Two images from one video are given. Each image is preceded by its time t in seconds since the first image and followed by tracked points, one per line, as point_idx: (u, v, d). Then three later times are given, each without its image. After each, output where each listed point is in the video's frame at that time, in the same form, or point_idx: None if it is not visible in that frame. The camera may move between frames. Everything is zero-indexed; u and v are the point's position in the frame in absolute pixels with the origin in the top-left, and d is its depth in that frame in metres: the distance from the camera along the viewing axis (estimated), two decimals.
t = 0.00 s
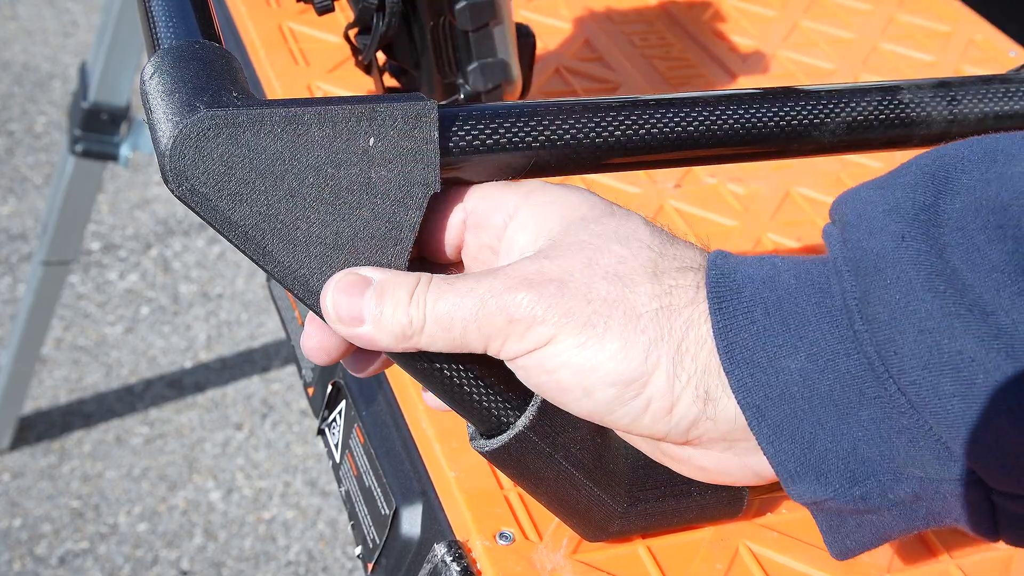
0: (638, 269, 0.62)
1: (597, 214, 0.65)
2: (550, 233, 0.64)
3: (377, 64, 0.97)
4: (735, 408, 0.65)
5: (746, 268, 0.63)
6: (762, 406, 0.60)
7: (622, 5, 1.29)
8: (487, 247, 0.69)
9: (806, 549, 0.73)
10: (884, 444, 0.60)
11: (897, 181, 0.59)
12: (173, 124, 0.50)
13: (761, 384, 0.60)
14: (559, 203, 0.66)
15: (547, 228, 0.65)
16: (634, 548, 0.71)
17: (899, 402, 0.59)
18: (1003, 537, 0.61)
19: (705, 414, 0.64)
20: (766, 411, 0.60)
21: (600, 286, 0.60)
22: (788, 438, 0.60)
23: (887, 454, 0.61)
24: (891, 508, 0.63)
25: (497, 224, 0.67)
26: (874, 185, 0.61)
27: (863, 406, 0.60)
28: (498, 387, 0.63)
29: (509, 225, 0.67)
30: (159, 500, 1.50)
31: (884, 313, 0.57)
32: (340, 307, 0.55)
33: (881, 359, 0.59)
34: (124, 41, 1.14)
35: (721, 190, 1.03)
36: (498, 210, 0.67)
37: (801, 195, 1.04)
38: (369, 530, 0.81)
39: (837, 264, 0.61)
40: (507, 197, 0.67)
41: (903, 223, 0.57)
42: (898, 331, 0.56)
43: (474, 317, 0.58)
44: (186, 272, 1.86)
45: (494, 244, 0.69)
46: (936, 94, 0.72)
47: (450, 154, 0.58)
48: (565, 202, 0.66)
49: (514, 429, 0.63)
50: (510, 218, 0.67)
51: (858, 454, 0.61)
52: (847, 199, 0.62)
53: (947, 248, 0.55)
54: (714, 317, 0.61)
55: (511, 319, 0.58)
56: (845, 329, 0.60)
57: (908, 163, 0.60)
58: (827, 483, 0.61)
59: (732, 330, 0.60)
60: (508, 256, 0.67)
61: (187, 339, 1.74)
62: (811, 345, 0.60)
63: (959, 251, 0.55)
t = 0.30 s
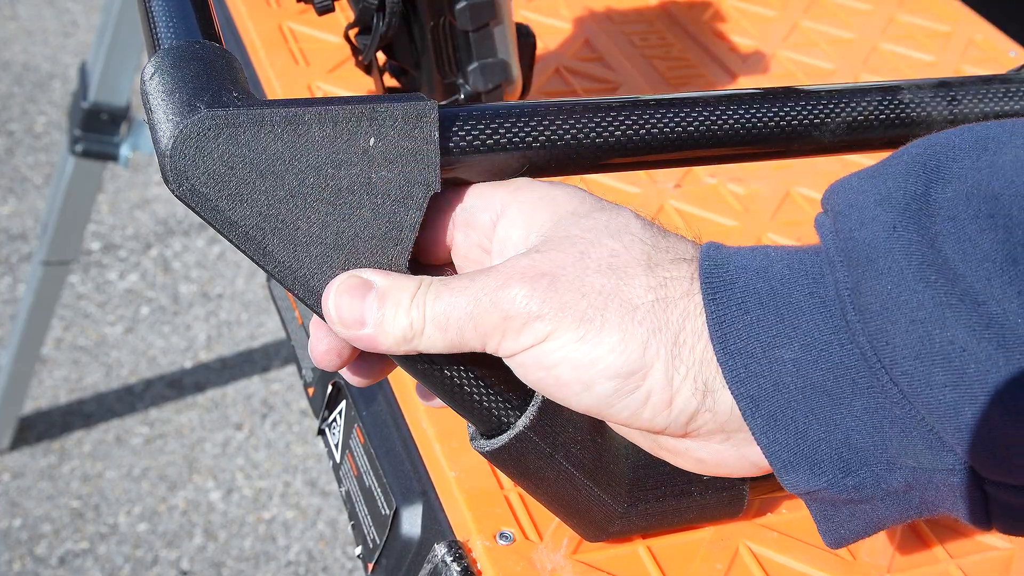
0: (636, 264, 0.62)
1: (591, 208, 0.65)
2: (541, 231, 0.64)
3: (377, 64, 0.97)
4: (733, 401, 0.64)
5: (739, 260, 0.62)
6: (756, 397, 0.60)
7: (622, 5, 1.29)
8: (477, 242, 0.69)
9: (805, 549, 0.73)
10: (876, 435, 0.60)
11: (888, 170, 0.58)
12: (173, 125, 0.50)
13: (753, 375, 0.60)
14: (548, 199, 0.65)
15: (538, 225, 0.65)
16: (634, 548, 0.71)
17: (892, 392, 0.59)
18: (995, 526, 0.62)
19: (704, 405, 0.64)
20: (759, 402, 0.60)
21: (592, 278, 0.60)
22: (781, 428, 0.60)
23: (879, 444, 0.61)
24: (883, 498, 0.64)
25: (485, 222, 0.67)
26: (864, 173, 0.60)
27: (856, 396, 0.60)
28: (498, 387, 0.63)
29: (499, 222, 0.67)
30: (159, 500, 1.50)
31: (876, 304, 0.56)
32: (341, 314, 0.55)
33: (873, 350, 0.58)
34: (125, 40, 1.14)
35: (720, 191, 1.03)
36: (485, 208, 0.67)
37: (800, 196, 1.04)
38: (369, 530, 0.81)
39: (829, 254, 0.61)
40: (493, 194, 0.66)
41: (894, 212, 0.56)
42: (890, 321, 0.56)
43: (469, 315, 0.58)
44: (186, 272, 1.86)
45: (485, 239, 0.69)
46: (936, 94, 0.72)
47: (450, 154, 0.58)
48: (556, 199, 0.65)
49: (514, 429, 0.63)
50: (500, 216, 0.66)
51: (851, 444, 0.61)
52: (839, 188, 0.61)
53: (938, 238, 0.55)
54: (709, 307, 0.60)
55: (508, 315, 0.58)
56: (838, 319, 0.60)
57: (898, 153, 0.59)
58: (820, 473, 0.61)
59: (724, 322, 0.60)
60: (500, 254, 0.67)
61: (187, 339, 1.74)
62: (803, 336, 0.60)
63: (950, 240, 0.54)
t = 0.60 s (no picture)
0: (635, 268, 0.62)
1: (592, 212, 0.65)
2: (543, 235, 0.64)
3: (377, 64, 0.97)
4: (732, 408, 0.64)
5: (743, 269, 0.62)
6: (758, 404, 0.60)
7: (621, 5, 1.29)
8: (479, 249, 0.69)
9: (806, 549, 0.73)
10: (878, 442, 0.61)
11: (891, 175, 0.59)
12: (173, 125, 0.50)
13: (755, 382, 0.60)
14: (549, 204, 0.66)
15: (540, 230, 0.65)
16: (634, 548, 0.71)
17: (894, 400, 0.59)
18: (1003, 530, 0.61)
19: (705, 410, 0.64)
20: (761, 409, 0.60)
21: (590, 284, 0.60)
22: (784, 435, 0.60)
23: (883, 450, 0.61)
24: (885, 505, 0.64)
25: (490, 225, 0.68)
26: (867, 180, 0.60)
27: (859, 403, 0.60)
28: (499, 387, 0.63)
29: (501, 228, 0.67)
30: (159, 501, 1.50)
31: (876, 311, 0.56)
32: (341, 313, 0.55)
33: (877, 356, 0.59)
34: (125, 40, 1.14)
35: (720, 191, 1.03)
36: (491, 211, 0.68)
37: (800, 197, 1.04)
38: (369, 529, 0.81)
39: (831, 262, 0.61)
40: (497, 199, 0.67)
41: (895, 219, 0.56)
42: (890, 330, 0.56)
43: (469, 317, 0.58)
44: (186, 272, 1.86)
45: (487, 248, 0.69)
46: (936, 94, 0.72)
47: (451, 154, 0.58)
48: (557, 204, 0.66)
49: (514, 429, 0.62)
50: (501, 222, 0.67)
51: (854, 450, 0.61)
52: (842, 196, 0.61)
53: (941, 243, 0.55)
54: (712, 312, 0.61)
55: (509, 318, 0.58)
56: (840, 327, 0.60)
57: (900, 158, 0.59)
58: (825, 480, 0.61)
59: (726, 329, 0.60)
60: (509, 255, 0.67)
61: (187, 339, 1.74)
62: (805, 343, 0.60)
63: (953, 246, 0.55)
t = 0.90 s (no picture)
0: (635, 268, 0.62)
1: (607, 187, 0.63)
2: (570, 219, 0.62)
3: (377, 64, 0.97)
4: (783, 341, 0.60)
5: (769, 198, 0.56)
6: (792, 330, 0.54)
7: (622, 5, 1.29)
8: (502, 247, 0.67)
9: (807, 549, 0.73)
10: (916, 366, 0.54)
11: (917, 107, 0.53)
12: (173, 123, 0.50)
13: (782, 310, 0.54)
14: (560, 182, 0.64)
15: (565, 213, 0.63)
16: (634, 548, 0.71)
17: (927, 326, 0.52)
18: None
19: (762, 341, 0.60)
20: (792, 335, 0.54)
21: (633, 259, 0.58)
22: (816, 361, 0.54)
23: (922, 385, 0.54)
24: (920, 427, 0.56)
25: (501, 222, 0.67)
26: (907, 111, 0.54)
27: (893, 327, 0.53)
28: (499, 387, 0.61)
29: (513, 223, 0.66)
30: (159, 501, 1.50)
31: (911, 231, 0.50)
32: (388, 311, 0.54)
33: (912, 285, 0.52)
34: (124, 40, 1.14)
35: (721, 191, 1.03)
36: (501, 202, 0.67)
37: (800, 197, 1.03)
38: (369, 529, 0.81)
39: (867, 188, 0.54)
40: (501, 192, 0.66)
41: (943, 133, 0.51)
42: (932, 247, 0.50)
43: (523, 303, 0.57)
44: (186, 272, 1.87)
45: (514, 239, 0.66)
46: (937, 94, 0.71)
47: (451, 154, 0.58)
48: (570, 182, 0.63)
49: (514, 428, 0.62)
50: (512, 216, 0.66)
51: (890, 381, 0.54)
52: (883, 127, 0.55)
53: (969, 162, 0.49)
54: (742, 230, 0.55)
55: (563, 299, 0.58)
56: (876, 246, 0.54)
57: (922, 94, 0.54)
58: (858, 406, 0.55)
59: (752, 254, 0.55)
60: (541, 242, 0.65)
61: (187, 339, 1.74)
62: (841, 261, 0.54)
63: (982, 171, 0.48)
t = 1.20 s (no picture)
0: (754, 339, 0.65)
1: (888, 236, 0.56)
2: (846, 286, 0.57)
3: (377, 64, 0.97)
4: None
5: None
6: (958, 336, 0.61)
7: (621, 5, 1.29)
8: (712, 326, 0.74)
9: (807, 549, 0.73)
10: None
11: None
12: (173, 123, 0.50)
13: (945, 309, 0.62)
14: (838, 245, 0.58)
15: (849, 262, 0.57)
16: (634, 548, 0.71)
17: None
18: None
19: None
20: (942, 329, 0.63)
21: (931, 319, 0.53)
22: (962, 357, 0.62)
23: None
24: None
25: (698, 297, 0.71)
26: None
27: None
28: (499, 388, 0.61)
29: (768, 287, 0.64)
30: (159, 501, 1.50)
31: None
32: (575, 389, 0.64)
33: None
34: (124, 41, 1.14)
35: (721, 191, 1.03)
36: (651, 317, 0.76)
37: (800, 198, 1.03)
38: (369, 530, 0.81)
39: None
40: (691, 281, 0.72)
41: None
42: None
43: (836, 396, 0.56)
44: (186, 272, 1.87)
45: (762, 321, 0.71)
46: (936, 94, 0.71)
47: (451, 154, 0.57)
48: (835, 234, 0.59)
49: (513, 429, 0.62)
50: (763, 278, 0.64)
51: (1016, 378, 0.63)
52: None
53: None
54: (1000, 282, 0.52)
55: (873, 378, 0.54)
56: None
57: None
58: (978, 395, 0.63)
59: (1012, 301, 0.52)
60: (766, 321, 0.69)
61: (187, 339, 1.74)
62: None
63: None
